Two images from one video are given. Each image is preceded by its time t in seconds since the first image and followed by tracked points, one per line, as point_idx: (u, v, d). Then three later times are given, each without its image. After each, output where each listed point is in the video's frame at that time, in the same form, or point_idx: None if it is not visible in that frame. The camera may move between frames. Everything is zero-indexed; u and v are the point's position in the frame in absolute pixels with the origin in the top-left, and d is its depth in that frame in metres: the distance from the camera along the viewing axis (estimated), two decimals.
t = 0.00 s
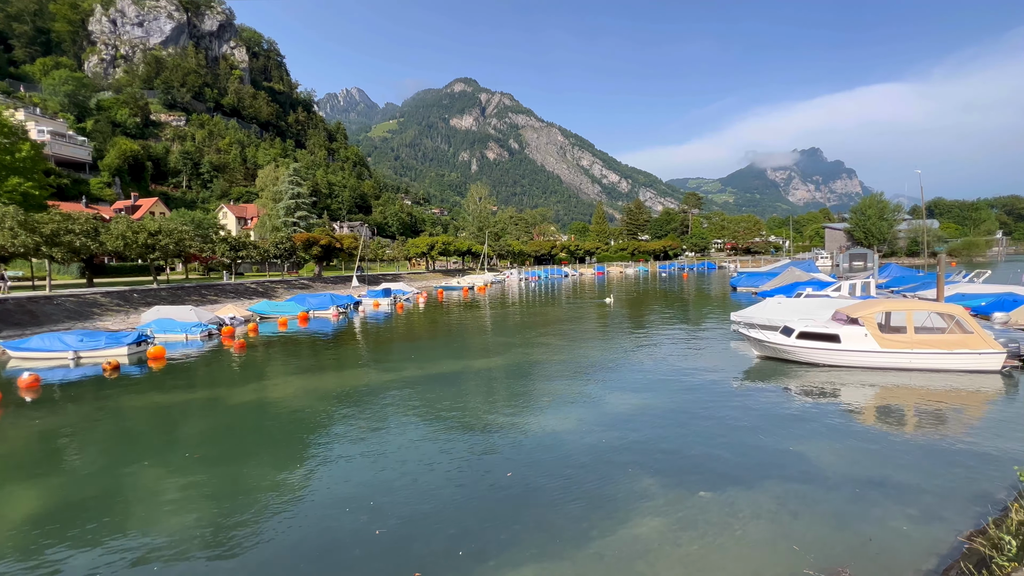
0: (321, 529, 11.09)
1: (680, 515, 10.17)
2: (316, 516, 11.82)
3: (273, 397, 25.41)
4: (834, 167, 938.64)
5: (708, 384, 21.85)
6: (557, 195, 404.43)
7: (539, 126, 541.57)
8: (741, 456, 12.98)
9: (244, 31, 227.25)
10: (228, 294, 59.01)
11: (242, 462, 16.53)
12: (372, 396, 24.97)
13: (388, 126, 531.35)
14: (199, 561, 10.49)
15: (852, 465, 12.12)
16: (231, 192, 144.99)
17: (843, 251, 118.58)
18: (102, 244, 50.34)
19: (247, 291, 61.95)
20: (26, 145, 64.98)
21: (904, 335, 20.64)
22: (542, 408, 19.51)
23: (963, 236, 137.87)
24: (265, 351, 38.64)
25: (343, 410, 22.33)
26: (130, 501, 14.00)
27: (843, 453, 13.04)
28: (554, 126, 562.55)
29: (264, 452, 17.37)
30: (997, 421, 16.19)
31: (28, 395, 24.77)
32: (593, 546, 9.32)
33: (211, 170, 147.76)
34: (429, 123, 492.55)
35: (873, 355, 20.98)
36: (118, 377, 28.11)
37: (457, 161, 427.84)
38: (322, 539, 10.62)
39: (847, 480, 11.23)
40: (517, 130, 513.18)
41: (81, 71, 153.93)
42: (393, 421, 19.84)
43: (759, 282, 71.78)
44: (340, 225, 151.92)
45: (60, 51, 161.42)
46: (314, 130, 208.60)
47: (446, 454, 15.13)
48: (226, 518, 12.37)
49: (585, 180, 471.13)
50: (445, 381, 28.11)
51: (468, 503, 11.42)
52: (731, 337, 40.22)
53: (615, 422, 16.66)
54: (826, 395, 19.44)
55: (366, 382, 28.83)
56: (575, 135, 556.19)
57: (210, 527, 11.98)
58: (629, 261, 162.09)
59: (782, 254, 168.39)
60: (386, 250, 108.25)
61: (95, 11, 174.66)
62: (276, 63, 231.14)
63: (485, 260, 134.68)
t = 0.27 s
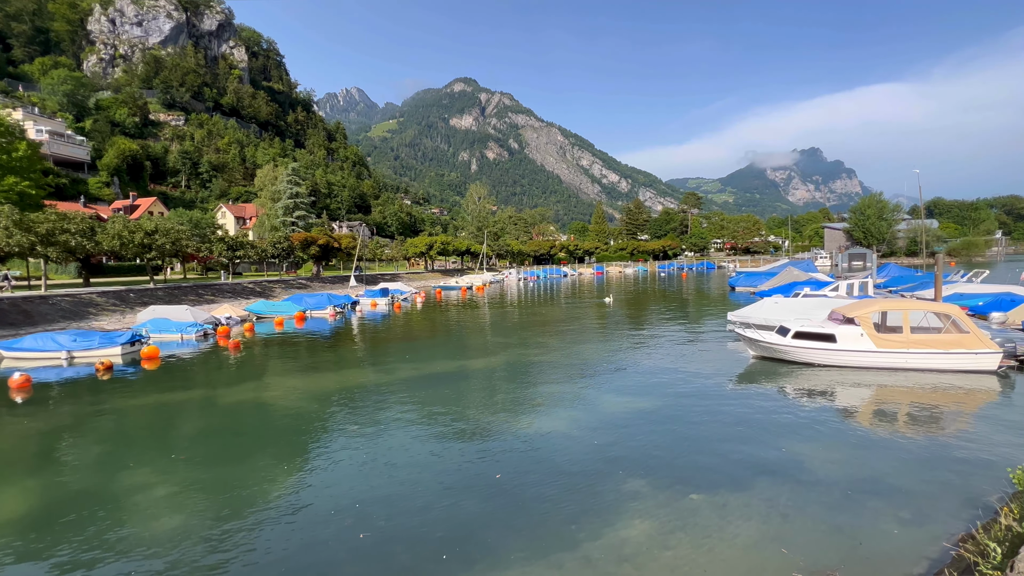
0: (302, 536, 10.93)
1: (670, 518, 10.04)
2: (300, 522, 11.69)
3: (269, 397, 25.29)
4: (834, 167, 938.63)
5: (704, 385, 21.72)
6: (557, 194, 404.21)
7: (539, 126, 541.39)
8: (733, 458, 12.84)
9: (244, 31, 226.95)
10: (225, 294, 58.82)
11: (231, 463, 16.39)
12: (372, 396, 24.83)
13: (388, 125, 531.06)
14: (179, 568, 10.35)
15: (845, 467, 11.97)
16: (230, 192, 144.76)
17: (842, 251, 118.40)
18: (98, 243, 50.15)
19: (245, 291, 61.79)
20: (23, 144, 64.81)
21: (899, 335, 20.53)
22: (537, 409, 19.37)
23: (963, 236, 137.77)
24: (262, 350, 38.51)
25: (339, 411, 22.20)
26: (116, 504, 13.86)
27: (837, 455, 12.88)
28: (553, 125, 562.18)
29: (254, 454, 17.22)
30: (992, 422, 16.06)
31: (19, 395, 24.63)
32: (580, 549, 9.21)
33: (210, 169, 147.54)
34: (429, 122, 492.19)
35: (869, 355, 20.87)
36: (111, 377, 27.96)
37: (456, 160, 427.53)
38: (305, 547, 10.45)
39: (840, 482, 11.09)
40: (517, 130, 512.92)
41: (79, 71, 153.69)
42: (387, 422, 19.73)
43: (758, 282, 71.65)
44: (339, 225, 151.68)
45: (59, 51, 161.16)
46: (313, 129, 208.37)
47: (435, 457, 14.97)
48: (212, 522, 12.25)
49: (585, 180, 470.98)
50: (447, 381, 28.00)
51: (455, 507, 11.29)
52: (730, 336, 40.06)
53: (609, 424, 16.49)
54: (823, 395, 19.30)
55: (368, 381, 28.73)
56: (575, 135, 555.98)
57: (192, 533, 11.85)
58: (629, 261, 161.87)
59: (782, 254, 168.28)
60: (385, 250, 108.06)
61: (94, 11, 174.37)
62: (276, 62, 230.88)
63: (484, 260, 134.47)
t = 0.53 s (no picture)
0: (285, 540, 10.82)
1: (660, 521, 9.91)
2: (285, 525, 11.59)
3: (264, 397, 25.13)
4: (834, 167, 938.21)
5: (700, 385, 21.57)
6: (557, 194, 403.86)
7: (539, 126, 541.23)
8: (727, 459, 12.70)
9: (244, 31, 226.71)
10: (222, 294, 58.63)
11: (221, 464, 16.29)
12: (371, 396, 24.75)
13: (388, 125, 530.72)
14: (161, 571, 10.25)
15: (838, 469, 11.83)
16: (229, 192, 144.48)
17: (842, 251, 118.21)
18: (94, 243, 49.96)
19: (242, 291, 61.62)
20: (19, 144, 64.63)
21: (896, 335, 20.38)
22: (533, 410, 19.24)
23: (962, 236, 137.59)
24: (258, 350, 38.38)
25: (335, 411, 22.10)
26: (103, 504, 13.79)
27: (831, 456, 12.74)
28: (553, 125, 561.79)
29: (246, 454, 17.11)
30: (989, 423, 15.90)
31: (10, 396, 24.48)
32: (568, 554, 9.07)
33: (209, 169, 147.28)
34: (429, 122, 491.76)
35: (866, 355, 20.71)
36: (105, 378, 27.82)
37: (456, 160, 427.20)
38: (289, 550, 10.33)
39: (833, 485, 10.94)
40: (517, 130, 512.49)
41: (79, 70, 153.45)
42: (381, 423, 19.61)
43: (756, 282, 71.49)
44: (338, 224, 151.39)
45: (58, 51, 160.96)
46: (313, 129, 208.10)
47: (426, 459, 14.87)
48: (197, 524, 12.15)
49: (585, 180, 470.79)
50: (447, 380, 27.91)
51: (443, 510, 11.17)
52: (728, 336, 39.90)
53: (603, 425, 16.34)
54: (819, 396, 19.14)
55: (368, 381, 28.65)
56: (575, 135, 555.67)
57: (176, 534, 11.77)
58: (628, 261, 161.63)
59: (781, 254, 168.04)
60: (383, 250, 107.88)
61: (93, 10, 174.06)
62: (276, 62, 230.61)
63: (483, 260, 134.26)
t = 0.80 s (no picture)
0: (269, 544, 10.71)
1: (650, 527, 9.74)
2: (269, 529, 11.49)
3: (258, 399, 24.92)
4: (834, 167, 937.25)
5: (696, 386, 21.42)
6: (557, 194, 403.67)
7: (539, 125, 540.75)
8: (720, 462, 12.55)
9: (243, 31, 226.52)
10: (220, 294, 58.45)
11: (209, 466, 16.12)
12: (369, 396, 24.65)
13: (388, 125, 530.32)
14: None
15: (832, 472, 11.68)
16: (228, 192, 144.36)
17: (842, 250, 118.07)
18: (91, 243, 49.79)
19: (240, 291, 61.47)
20: (17, 144, 64.58)
21: (894, 336, 20.21)
22: (526, 412, 19.06)
23: (962, 236, 137.37)
24: (254, 351, 38.28)
25: (330, 411, 21.99)
26: (91, 506, 13.70)
27: (826, 459, 12.57)
28: (553, 125, 561.37)
29: (237, 456, 17.00)
30: (988, 424, 15.75)
31: (2, 397, 24.35)
32: (558, 560, 8.93)
33: (209, 169, 147.15)
34: (429, 122, 491.45)
35: (863, 356, 20.54)
36: (99, 379, 27.65)
37: (456, 160, 426.99)
38: (270, 556, 10.21)
39: (827, 487, 10.84)
40: (517, 130, 512.26)
41: (78, 70, 153.33)
42: (375, 424, 19.49)
43: (755, 282, 71.39)
44: (338, 224, 151.25)
45: (58, 51, 160.93)
46: (313, 129, 208.06)
47: (416, 462, 14.75)
48: (182, 527, 12.04)
49: (585, 180, 470.53)
50: (447, 381, 27.81)
51: (430, 514, 11.02)
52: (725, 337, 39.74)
53: (597, 427, 16.16)
54: (817, 397, 18.99)
55: (368, 382, 28.55)
56: (575, 135, 555.40)
57: (159, 537, 11.64)
58: (627, 261, 161.41)
59: (781, 254, 167.76)
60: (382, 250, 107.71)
61: (93, 10, 173.92)
62: (275, 62, 230.51)
63: (482, 260, 134.09)
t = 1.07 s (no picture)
0: (250, 548, 10.57)
1: (639, 530, 9.58)
2: (252, 533, 11.35)
3: (252, 399, 24.75)
4: (835, 167, 935.89)
5: (692, 387, 21.24)
6: (557, 194, 403.38)
7: (539, 125, 540.39)
8: (713, 464, 12.38)
9: (244, 31, 226.39)
10: (218, 294, 58.30)
11: (197, 468, 15.99)
12: (367, 396, 24.54)
13: (388, 125, 530.05)
14: None
15: (826, 475, 11.49)
16: (228, 191, 144.13)
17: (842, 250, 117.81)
18: (88, 243, 49.66)
19: (238, 291, 61.31)
20: (15, 144, 64.48)
21: (891, 337, 20.03)
22: (520, 413, 18.85)
23: (963, 236, 136.98)
24: (250, 351, 38.11)
25: (325, 412, 21.87)
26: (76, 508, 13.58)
27: (820, 461, 12.39)
28: (554, 125, 560.94)
29: (227, 457, 16.87)
30: (985, 426, 15.56)
31: None
32: (544, 566, 8.78)
33: (208, 169, 146.93)
34: (429, 122, 491.14)
35: (860, 357, 20.36)
36: (92, 379, 27.47)
37: (457, 160, 426.66)
38: (252, 560, 10.09)
39: (819, 491, 10.67)
40: (517, 129, 511.96)
41: (78, 70, 153.25)
42: (368, 425, 19.38)
43: (754, 282, 71.22)
44: (337, 224, 151.03)
45: (58, 51, 160.88)
46: (313, 129, 207.96)
47: (406, 463, 14.63)
48: (166, 529, 11.92)
49: (585, 180, 470.14)
50: (444, 381, 27.63)
51: (415, 520, 10.86)
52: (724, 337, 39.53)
53: (590, 428, 15.99)
54: (813, 398, 18.82)
55: (367, 381, 28.44)
56: (575, 134, 555.06)
57: (140, 542, 11.50)
58: (627, 261, 161.10)
59: (781, 254, 167.40)
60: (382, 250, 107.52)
61: (93, 10, 173.78)
62: (276, 62, 230.43)
63: (482, 260, 133.87)
